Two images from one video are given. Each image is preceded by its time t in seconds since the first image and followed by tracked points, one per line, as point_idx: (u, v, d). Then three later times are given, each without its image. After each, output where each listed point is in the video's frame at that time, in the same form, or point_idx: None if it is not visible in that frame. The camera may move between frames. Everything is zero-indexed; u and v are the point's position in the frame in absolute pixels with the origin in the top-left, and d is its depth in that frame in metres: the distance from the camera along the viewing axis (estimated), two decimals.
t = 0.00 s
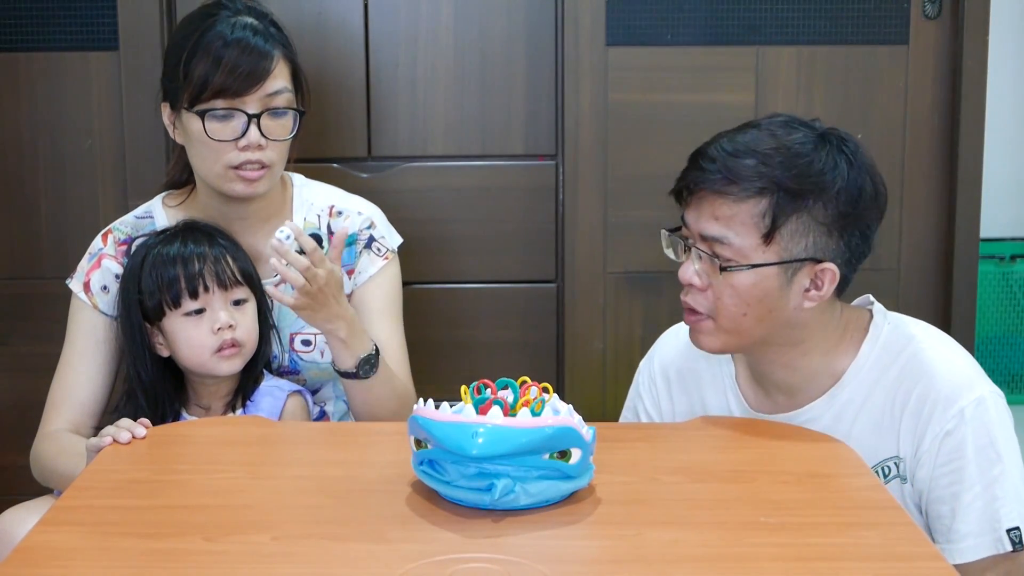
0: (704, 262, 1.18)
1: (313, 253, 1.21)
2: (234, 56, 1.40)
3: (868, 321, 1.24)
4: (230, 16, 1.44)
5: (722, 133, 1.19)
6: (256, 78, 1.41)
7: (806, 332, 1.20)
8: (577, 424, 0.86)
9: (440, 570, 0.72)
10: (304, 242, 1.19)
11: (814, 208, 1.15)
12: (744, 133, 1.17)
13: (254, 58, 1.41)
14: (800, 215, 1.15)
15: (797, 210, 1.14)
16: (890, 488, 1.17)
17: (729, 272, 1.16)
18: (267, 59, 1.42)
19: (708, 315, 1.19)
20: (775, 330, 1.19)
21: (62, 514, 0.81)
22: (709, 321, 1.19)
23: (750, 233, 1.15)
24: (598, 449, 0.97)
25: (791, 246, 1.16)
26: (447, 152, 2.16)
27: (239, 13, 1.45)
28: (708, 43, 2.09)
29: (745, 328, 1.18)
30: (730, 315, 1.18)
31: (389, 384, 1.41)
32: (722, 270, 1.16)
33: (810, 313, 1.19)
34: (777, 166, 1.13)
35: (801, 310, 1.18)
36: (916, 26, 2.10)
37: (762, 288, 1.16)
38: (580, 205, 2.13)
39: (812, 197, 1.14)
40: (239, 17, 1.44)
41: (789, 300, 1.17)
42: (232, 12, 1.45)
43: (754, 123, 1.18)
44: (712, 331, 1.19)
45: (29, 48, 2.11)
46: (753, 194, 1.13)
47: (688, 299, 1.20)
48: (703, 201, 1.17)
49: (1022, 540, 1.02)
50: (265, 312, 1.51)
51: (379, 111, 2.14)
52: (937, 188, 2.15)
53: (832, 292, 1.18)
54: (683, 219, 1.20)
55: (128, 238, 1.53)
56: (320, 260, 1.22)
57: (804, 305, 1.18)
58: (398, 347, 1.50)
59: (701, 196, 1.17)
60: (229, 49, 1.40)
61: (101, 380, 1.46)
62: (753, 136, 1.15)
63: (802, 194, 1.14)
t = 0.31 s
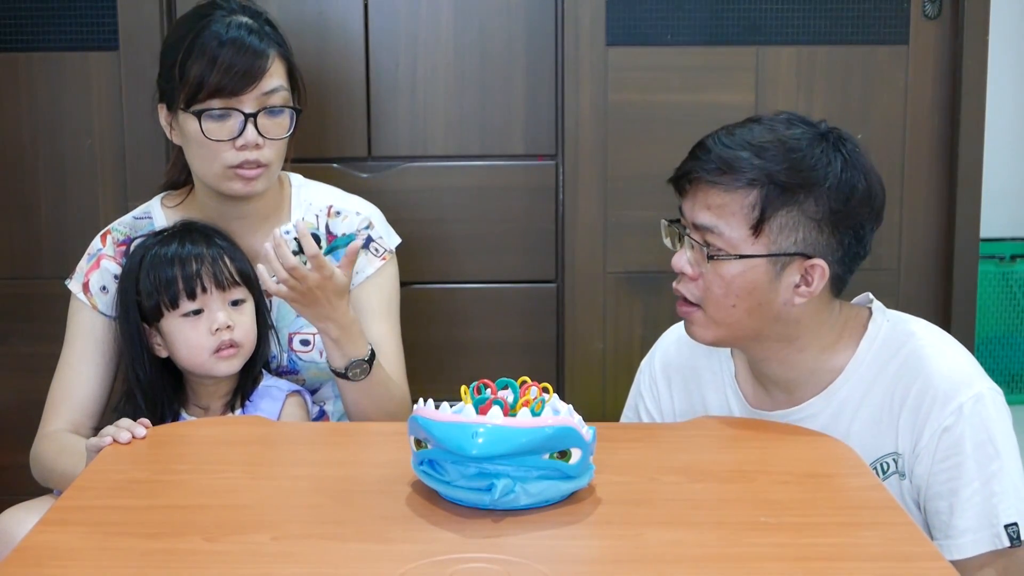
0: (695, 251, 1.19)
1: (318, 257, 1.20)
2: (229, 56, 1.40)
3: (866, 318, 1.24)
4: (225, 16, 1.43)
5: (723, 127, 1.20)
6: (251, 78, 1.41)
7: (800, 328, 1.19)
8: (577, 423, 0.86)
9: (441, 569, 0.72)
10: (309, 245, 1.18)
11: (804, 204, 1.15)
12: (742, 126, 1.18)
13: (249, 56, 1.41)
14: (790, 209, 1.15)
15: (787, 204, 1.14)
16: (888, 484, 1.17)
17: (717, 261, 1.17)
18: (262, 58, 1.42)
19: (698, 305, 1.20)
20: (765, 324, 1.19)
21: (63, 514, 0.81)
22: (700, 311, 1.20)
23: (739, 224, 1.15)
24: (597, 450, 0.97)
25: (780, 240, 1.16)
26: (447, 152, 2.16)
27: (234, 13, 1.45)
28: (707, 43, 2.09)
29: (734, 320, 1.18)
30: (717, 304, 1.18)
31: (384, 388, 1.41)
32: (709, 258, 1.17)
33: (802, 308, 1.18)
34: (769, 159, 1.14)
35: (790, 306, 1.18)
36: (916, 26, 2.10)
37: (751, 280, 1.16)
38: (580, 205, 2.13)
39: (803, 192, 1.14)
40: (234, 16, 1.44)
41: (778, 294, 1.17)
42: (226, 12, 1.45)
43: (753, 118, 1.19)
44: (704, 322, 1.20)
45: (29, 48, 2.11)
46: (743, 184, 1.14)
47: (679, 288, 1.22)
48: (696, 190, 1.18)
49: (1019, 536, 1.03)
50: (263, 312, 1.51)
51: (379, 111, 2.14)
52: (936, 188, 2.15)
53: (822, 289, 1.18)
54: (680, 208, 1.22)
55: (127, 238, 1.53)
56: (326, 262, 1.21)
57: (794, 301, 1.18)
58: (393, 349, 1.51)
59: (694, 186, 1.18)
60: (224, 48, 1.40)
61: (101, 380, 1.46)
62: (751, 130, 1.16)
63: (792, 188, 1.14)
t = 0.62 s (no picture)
0: (691, 248, 1.19)
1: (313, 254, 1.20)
2: (225, 55, 1.40)
3: (864, 318, 1.24)
4: (222, 16, 1.43)
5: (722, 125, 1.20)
6: (248, 77, 1.41)
7: (796, 327, 1.19)
8: (577, 423, 0.86)
9: (440, 570, 0.72)
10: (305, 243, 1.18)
11: (800, 203, 1.15)
12: (739, 125, 1.18)
13: (245, 56, 1.41)
14: (785, 208, 1.15)
15: (782, 203, 1.15)
16: (887, 482, 1.17)
17: (711, 258, 1.17)
18: (259, 58, 1.42)
19: (693, 303, 1.20)
20: (758, 322, 1.19)
21: (63, 514, 0.81)
22: (694, 309, 1.20)
23: (734, 223, 1.16)
24: (597, 450, 0.97)
25: (774, 239, 1.16)
26: (447, 152, 2.16)
27: (231, 13, 1.45)
28: (707, 43, 2.09)
29: (729, 318, 1.18)
30: (711, 301, 1.18)
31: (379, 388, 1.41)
32: (703, 255, 1.17)
33: (796, 308, 1.18)
34: (765, 158, 1.14)
35: (784, 305, 1.18)
36: (916, 26, 2.10)
37: (745, 279, 1.16)
38: (580, 205, 2.13)
39: (798, 191, 1.14)
40: (231, 16, 1.44)
41: (773, 293, 1.17)
42: (223, 11, 1.45)
43: (751, 117, 1.19)
44: (698, 319, 1.20)
45: (29, 48, 2.11)
46: (738, 183, 1.14)
47: (674, 285, 1.22)
48: (692, 188, 1.18)
49: (1017, 533, 1.03)
50: (260, 312, 1.51)
51: (378, 111, 2.14)
52: (936, 188, 2.15)
53: (817, 288, 1.18)
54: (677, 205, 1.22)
55: (127, 238, 1.53)
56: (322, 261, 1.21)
57: (788, 300, 1.18)
58: (391, 351, 1.50)
59: (691, 184, 1.18)
60: (221, 48, 1.40)
61: (100, 380, 1.46)
62: (747, 129, 1.16)
63: (788, 187, 1.14)
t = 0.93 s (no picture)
0: (692, 249, 1.19)
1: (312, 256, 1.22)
2: (226, 54, 1.40)
3: (865, 318, 1.24)
4: (222, 16, 1.43)
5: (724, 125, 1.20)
6: (249, 76, 1.41)
7: (795, 326, 1.19)
8: (577, 424, 0.86)
9: (440, 570, 0.72)
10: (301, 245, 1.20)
11: (802, 204, 1.15)
12: (742, 125, 1.18)
13: (246, 55, 1.41)
14: (787, 209, 1.15)
15: (784, 204, 1.14)
16: (888, 482, 1.17)
17: (714, 259, 1.17)
18: (260, 57, 1.42)
19: (695, 303, 1.20)
20: (761, 322, 1.19)
21: (63, 514, 0.81)
22: (695, 309, 1.20)
23: (736, 223, 1.15)
24: (596, 450, 0.97)
25: (776, 239, 1.16)
26: (447, 152, 2.16)
27: (231, 12, 1.45)
28: (707, 43, 2.09)
29: (729, 318, 1.18)
30: (713, 302, 1.18)
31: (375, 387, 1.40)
32: (704, 255, 1.17)
33: (798, 308, 1.18)
34: (767, 159, 1.14)
35: (787, 306, 1.18)
36: (916, 26, 2.10)
37: (747, 278, 1.16)
38: (580, 205, 2.13)
39: (800, 192, 1.14)
40: (231, 16, 1.44)
41: (774, 294, 1.17)
42: (224, 11, 1.45)
43: (754, 117, 1.19)
44: (699, 320, 1.20)
45: (29, 48, 2.11)
46: (741, 184, 1.14)
47: (676, 285, 1.22)
48: (694, 189, 1.18)
49: (1018, 533, 1.03)
50: (261, 312, 1.51)
51: (379, 111, 2.14)
52: (936, 188, 2.15)
53: (819, 288, 1.18)
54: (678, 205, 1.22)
55: (127, 238, 1.53)
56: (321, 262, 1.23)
57: (791, 300, 1.18)
58: (390, 351, 1.50)
59: (693, 184, 1.18)
60: (221, 47, 1.40)
61: (100, 381, 1.46)
62: (750, 129, 1.16)
63: (790, 188, 1.14)
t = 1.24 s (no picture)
0: (697, 250, 1.19)
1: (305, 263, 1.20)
2: (225, 54, 1.40)
3: (869, 319, 1.24)
4: (223, 15, 1.44)
5: (728, 126, 1.20)
6: (249, 76, 1.41)
7: (797, 326, 1.19)
8: (577, 424, 0.86)
9: (440, 570, 0.72)
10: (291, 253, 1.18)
11: (808, 205, 1.15)
12: (747, 126, 1.18)
13: (246, 54, 1.41)
14: (793, 210, 1.15)
15: (789, 205, 1.14)
16: (890, 483, 1.16)
17: (719, 261, 1.17)
18: (259, 57, 1.42)
19: (699, 304, 1.20)
20: (766, 323, 1.19)
21: (63, 514, 0.81)
22: (700, 310, 1.20)
23: (742, 225, 1.15)
24: (596, 449, 0.97)
25: (782, 241, 1.16)
26: (447, 153, 2.16)
27: (232, 12, 1.45)
28: (707, 43, 2.09)
29: (734, 319, 1.19)
30: (719, 303, 1.18)
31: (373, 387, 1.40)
32: (711, 257, 1.17)
33: (802, 309, 1.18)
34: (773, 160, 1.14)
35: (793, 306, 1.18)
36: (916, 26, 2.10)
37: (751, 279, 1.16)
38: (580, 205, 2.13)
39: (806, 193, 1.14)
40: (232, 15, 1.44)
41: (779, 295, 1.17)
42: (225, 11, 1.45)
43: (758, 118, 1.19)
44: (704, 320, 1.20)
45: (29, 48, 2.11)
46: (747, 185, 1.14)
47: (680, 286, 1.21)
48: (700, 190, 1.18)
49: (1021, 535, 1.02)
50: (259, 311, 1.51)
51: (378, 111, 2.14)
52: (936, 188, 2.15)
53: (824, 290, 1.18)
54: (684, 206, 1.22)
55: (128, 238, 1.53)
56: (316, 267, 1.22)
57: (796, 301, 1.18)
58: (388, 351, 1.50)
59: (699, 185, 1.18)
60: (221, 47, 1.40)
61: (100, 381, 1.46)
62: (755, 130, 1.16)
63: (795, 189, 1.14)
